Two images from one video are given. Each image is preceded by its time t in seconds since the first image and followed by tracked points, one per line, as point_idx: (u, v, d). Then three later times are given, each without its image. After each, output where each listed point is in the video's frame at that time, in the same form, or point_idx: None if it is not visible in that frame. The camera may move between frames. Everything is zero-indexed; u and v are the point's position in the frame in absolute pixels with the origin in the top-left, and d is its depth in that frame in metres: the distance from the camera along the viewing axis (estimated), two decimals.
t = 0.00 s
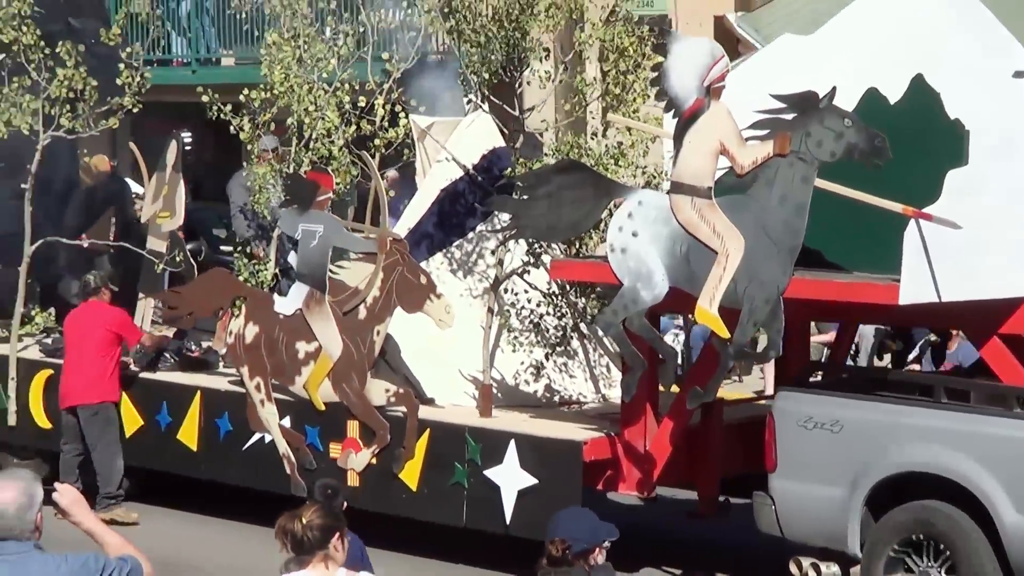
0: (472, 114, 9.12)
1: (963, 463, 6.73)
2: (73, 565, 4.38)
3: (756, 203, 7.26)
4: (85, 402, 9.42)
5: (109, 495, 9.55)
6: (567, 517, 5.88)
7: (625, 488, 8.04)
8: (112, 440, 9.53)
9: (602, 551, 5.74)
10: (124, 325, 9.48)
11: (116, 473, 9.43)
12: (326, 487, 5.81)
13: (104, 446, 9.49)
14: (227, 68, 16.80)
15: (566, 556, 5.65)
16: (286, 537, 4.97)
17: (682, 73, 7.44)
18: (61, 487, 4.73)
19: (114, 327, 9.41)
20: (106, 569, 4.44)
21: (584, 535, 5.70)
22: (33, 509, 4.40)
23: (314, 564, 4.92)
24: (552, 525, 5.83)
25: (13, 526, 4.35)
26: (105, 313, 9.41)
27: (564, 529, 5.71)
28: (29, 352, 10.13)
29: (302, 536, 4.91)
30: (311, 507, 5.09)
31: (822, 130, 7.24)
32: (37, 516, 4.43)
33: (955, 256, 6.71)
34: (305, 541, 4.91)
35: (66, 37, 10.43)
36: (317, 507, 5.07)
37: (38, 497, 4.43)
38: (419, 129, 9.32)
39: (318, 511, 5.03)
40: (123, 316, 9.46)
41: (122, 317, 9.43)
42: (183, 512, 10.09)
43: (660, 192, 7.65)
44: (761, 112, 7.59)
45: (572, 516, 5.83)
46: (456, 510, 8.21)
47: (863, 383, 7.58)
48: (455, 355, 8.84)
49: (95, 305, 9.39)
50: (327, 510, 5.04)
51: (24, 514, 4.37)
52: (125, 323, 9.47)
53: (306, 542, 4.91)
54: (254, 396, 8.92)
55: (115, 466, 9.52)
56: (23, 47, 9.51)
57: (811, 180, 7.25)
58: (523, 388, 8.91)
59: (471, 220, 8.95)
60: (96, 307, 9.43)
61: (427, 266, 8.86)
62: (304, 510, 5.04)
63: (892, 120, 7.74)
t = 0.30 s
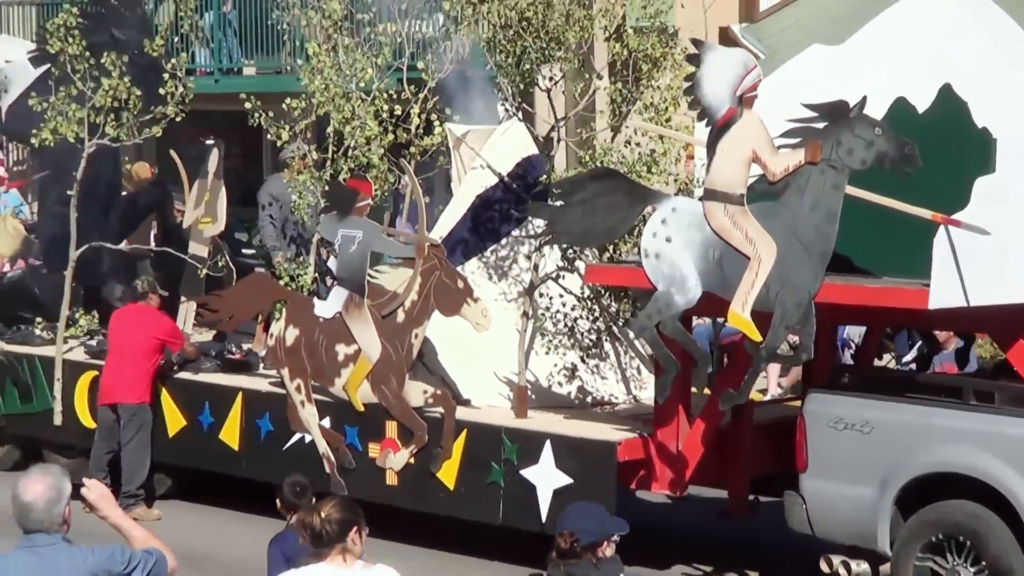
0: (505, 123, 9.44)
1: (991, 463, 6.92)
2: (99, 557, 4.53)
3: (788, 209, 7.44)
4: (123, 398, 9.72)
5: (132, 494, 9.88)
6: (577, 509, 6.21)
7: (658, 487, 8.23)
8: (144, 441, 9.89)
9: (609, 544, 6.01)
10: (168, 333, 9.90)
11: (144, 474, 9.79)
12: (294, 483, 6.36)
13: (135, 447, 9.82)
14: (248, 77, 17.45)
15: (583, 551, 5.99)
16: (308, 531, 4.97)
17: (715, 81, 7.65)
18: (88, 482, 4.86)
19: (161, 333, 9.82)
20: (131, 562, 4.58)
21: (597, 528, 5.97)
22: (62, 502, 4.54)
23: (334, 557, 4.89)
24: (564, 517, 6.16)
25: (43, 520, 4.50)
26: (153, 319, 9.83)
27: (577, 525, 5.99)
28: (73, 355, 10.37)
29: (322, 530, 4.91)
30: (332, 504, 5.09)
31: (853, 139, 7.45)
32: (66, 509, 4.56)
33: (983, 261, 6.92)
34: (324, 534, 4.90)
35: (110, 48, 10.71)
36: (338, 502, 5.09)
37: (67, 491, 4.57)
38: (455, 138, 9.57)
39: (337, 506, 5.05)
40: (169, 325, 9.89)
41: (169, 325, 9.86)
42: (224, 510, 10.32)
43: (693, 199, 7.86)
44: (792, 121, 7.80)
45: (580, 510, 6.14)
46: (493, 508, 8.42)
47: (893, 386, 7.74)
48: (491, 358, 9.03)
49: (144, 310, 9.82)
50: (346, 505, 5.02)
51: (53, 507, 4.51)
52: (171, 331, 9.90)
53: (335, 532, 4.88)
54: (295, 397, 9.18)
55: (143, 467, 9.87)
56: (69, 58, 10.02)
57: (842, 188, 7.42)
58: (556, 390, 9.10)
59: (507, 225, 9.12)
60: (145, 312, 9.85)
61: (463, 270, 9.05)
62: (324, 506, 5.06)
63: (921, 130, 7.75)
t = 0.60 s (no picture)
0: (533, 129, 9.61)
1: (1017, 464, 7.07)
2: (120, 551, 4.62)
3: (817, 215, 7.60)
4: (149, 400, 9.93)
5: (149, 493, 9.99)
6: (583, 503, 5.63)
7: (686, 487, 8.40)
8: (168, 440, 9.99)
9: (614, 537, 5.50)
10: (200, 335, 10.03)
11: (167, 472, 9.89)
12: (265, 465, 6.47)
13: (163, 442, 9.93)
14: (265, 86, 18.09)
15: (586, 546, 5.43)
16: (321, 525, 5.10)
17: (744, 89, 7.80)
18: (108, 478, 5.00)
19: (191, 337, 9.96)
20: (151, 556, 4.71)
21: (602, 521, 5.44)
22: (84, 497, 4.60)
23: (348, 551, 5.02)
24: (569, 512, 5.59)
25: (65, 514, 4.55)
26: (183, 322, 9.96)
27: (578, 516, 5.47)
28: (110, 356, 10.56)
29: (336, 524, 5.05)
30: (345, 499, 5.22)
31: (881, 145, 7.55)
32: (88, 503, 4.63)
33: (1010, 265, 7.06)
34: (338, 529, 5.04)
35: (146, 56, 10.96)
36: (350, 498, 5.20)
37: (88, 486, 4.63)
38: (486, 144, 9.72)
39: (350, 501, 5.17)
40: (202, 329, 10.01)
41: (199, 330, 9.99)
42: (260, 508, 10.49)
43: (723, 205, 8.03)
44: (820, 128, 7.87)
45: (585, 504, 5.58)
46: (524, 507, 8.58)
47: (921, 388, 7.89)
48: (522, 360, 9.19)
49: (175, 314, 9.96)
50: (359, 501, 5.16)
51: (75, 502, 4.56)
52: (202, 335, 10.03)
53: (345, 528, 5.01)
54: (329, 398, 9.37)
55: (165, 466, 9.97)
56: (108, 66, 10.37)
57: (870, 193, 7.59)
58: (585, 391, 9.17)
59: (537, 230, 9.32)
60: (176, 314, 9.99)
61: (494, 273, 9.21)
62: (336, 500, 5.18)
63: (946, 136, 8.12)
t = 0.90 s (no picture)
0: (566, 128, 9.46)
1: None
2: (130, 551, 4.80)
3: (854, 216, 7.52)
4: (165, 401, 9.94)
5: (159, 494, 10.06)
6: (594, 503, 5.61)
7: (721, 491, 8.32)
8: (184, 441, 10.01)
9: (626, 537, 5.45)
10: (219, 337, 9.99)
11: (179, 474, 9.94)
12: (258, 464, 6.68)
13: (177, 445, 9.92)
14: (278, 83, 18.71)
15: (601, 544, 5.39)
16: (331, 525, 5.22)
17: (781, 90, 7.70)
18: (121, 480, 5.24)
19: (207, 338, 9.92)
20: (161, 555, 4.89)
21: (614, 520, 5.40)
22: (96, 497, 4.81)
23: (359, 550, 5.11)
24: (583, 511, 5.55)
25: (77, 514, 4.77)
26: (200, 323, 9.93)
27: (588, 514, 5.44)
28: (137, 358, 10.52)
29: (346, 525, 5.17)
30: (355, 500, 5.33)
31: (920, 146, 7.47)
32: (98, 504, 4.83)
33: None
34: (348, 529, 5.16)
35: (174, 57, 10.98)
36: (359, 499, 5.33)
37: (99, 486, 4.85)
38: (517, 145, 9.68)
39: (360, 502, 5.29)
40: (219, 331, 9.96)
41: (217, 331, 9.94)
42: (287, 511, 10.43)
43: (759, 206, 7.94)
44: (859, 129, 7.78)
45: (598, 503, 5.55)
46: (556, 512, 8.52)
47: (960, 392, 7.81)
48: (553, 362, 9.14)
49: (192, 315, 9.95)
50: (370, 501, 5.29)
51: (86, 502, 4.78)
52: (220, 337, 9.98)
53: (355, 529, 5.12)
54: (359, 401, 9.31)
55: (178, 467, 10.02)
56: (135, 67, 10.38)
57: (909, 195, 7.51)
58: (617, 394, 9.17)
59: (566, 232, 9.24)
60: (194, 315, 9.97)
61: (526, 274, 9.18)
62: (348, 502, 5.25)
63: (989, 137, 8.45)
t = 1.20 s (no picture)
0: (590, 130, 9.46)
1: None
2: (135, 552, 4.77)
3: (885, 219, 7.47)
4: (177, 402, 9.92)
5: (167, 496, 10.12)
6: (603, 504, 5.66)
7: (748, 496, 8.25)
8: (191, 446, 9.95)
9: (633, 538, 5.48)
10: (230, 338, 9.93)
11: (179, 478, 9.93)
12: (260, 457, 7.04)
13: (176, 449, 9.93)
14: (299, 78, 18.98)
15: (609, 543, 5.43)
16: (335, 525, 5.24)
17: (811, 91, 7.65)
18: (123, 481, 5.25)
19: (217, 339, 9.88)
20: (166, 556, 4.85)
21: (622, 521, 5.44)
22: (100, 497, 4.76)
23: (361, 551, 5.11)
24: (589, 511, 5.61)
25: (81, 514, 4.73)
26: (210, 325, 9.90)
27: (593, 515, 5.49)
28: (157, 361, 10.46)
29: (348, 524, 5.17)
30: (359, 499, 5.33)
31: (952, 148, 7.43)
32: (104, 503, 4.80)
33: None
34: (352, 529, 5.15)
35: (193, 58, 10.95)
36: (365, 497, 5.32)
37: (104, 486, 4.79)
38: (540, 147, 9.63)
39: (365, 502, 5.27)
40: (230, 333, 9.91)
41: (227, 333, 9.89)
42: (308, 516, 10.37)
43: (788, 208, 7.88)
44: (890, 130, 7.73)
45: (606, 503, 5.59)
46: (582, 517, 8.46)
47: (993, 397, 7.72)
48: (577, 365, 9.12)
49: (202, 317, 9.92)
50: (372, 501, 5.29)
51: (91, 502, 4.73)
52: (231, 338, 9.92)
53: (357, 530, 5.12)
54: (381, 404, 9.25)
55: (183, 471, 10.00)
56: (154, 68, 10.33)
57: (940, 197, 7.46)
58: (641, 398, 9.11)
59: (591, 233, 9.25)
60: (205, 317, 9.94)
61: (550, 277, 9.15)
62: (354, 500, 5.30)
63: None
